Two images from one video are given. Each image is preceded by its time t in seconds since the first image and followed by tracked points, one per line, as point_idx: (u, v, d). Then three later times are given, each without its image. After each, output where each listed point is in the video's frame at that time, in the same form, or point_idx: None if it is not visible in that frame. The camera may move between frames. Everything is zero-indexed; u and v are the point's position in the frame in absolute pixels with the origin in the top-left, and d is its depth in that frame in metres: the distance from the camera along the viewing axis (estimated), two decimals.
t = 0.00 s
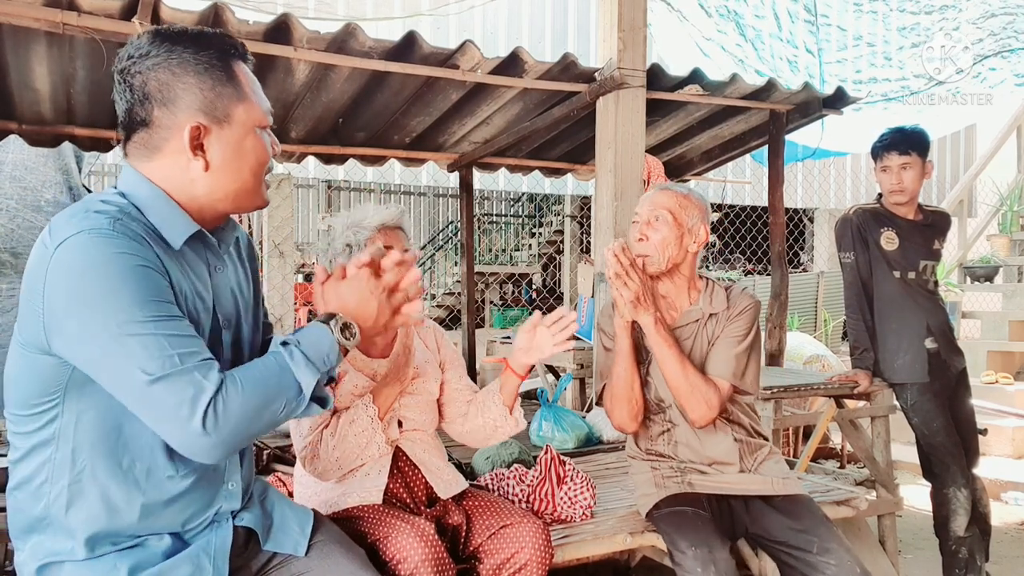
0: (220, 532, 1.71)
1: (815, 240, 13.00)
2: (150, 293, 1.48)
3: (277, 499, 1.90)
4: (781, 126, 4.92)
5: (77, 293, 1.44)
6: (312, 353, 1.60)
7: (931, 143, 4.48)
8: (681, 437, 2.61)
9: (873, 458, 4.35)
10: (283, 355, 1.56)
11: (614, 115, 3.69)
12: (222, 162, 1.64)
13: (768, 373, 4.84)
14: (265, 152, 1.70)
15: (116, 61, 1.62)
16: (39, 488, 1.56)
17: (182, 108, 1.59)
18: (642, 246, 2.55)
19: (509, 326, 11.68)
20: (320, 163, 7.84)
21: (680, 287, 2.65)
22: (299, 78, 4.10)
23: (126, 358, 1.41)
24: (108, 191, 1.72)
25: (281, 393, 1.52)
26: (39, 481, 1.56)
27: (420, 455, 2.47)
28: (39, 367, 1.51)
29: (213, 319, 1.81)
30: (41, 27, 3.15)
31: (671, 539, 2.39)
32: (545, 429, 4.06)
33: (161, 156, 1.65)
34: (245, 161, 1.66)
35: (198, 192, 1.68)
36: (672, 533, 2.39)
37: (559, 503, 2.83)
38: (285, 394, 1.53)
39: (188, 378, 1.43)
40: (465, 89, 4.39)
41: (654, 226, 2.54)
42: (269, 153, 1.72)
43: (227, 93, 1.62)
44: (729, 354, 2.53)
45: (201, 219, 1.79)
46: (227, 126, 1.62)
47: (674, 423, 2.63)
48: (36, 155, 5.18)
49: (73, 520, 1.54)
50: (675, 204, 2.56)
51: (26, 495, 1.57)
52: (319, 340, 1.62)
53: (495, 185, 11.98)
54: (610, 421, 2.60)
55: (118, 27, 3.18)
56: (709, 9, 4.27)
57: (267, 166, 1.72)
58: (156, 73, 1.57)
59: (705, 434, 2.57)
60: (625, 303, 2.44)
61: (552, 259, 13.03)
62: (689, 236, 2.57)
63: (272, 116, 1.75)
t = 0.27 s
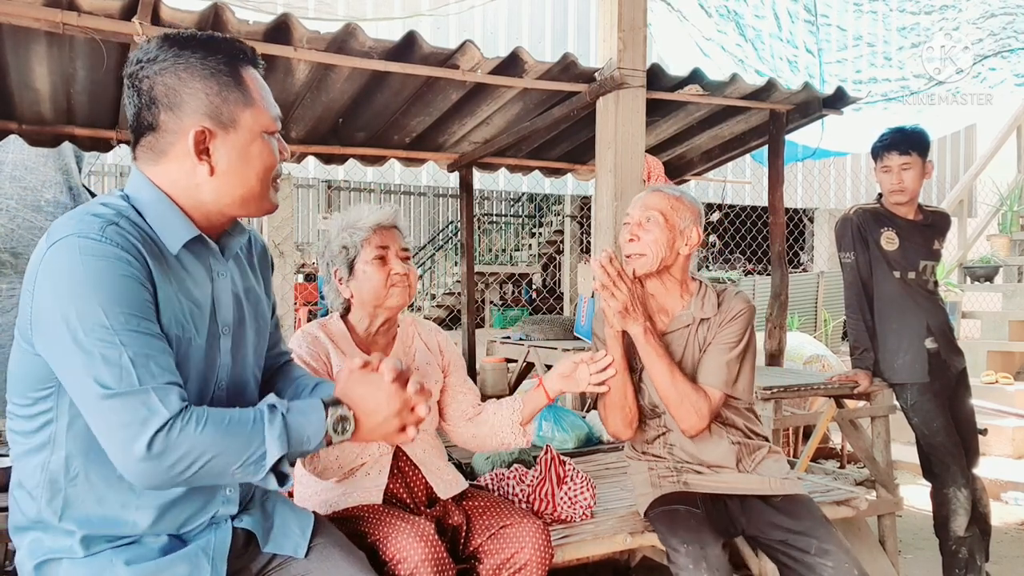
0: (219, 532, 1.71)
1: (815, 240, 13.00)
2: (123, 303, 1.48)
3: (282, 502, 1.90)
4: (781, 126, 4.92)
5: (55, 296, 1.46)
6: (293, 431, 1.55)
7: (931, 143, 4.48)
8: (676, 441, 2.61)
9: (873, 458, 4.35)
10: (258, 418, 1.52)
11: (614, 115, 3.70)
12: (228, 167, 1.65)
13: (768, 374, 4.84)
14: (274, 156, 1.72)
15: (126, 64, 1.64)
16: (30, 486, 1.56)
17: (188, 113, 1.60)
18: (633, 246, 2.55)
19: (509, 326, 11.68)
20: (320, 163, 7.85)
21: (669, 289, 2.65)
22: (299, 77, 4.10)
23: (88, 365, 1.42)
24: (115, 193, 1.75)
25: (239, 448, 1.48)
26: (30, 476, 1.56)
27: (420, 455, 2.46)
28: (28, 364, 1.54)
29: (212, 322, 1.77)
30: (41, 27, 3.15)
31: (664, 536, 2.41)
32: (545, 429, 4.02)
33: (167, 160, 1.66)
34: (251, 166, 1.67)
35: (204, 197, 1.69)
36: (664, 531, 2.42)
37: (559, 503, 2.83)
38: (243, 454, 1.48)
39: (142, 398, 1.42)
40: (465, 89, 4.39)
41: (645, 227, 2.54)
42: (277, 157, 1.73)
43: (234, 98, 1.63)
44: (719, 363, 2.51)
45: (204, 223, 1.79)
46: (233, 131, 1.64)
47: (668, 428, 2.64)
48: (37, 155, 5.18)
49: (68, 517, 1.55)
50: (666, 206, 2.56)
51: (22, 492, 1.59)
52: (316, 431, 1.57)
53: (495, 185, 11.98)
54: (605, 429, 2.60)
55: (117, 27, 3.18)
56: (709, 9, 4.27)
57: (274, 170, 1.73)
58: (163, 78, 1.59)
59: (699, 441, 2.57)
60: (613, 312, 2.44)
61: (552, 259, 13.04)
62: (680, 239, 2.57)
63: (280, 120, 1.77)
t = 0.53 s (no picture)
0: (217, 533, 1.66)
1: (815, 240, 13.00)
2: (110, 319, 1.50)
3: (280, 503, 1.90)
4: (781, 126, 4.92)
5: (47, 306, 1.48)
6: (254, 502, 1.55)
7: (931, 143, 4.48)
8: (674, 444, 2.61)
9: (873, 458, 4.34)
10: (225, 479, 1.54)
11: (614, 115, 3.70)
12: (232, 175, 1.66)
13: (768, 373, 4.84)
14: (283, 166, 1.72)
15: (140, 71, 1.67)
16: (25, 487, 1.58)
17: (195, 120, 1.63)
18: (628, 247, 2.54)
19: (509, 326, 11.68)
20: (320, 163, 7.84)
21: (664, 291, 2.64)
22: (299, 77, 4.10)
23: (68, 380, 1.45)
24: (125, 197, 1.77)
25: (195, 502, 1.50)
26: (25, 477, 1.58)
27: (419, 455, 2.46)
28: (25, 366, 1.56)
29: (211, 331, 1.76)
30: (41, 27, 3.15)
31: (659, 535, 2.42)
32: (545, 429, 4.05)
33: (174, 166, 1.68)
34: (256, 177, 1.68)
35: (210, 205, 1.71)
36: (660, 530, 2.43)
37: (559, 503, 2.82)
38: (198, 509, 1.50)
39: (114, 423, 1.44)
40: (465, 89, 4.39)
41: (640, 229, 2.54)
42: (284, 169, 1.73)
43: (240, 107, 1.64)
44: (716, 366, 2.51)
45: (208, 232, 1.79)
46: (239, 140, 1.65)
47: (666, 432, 2.63)
48: (36, 155, 5.18)
49: (63, 518, 1.57)
50: (661, 208, 2.56)
51: (16, 489, 1.61)
52: (276, 512, 1.57)
53: (495, 185, 11.98)
54: (604, 434, 2.62)
55: (118, 27, 3.18)
56: (709, 9, 4.27)
57: (282, 180, 1.74)
58: (171, 85, 1.62)
59: (697, 446, 2.56)
60: (607, 321, 2.43)
61: (552, 259, 13.03)
62: (675, 241, 2.57)
63: (292, 130, 1.78)
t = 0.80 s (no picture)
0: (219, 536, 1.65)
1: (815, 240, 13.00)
2: (105, 324, 1.51)
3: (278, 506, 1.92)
4: (781, 126, 4.91)
5: (47, 307, 1.49)
6: (220, 532, 1.57)
7: (931, 143, 4.48)
8: (673, 444, 2.61)
9: (873, 458, 4.34)
10: (197, 505, 1.55)
11: (614, 115, 3.70)
12: (227, 175, 1.68)
13: (768, 373, 4.84)
14: (283, 171, 1.72)
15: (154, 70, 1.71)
16: (27, 485, 1.59)
17: (194, 117, 1.65)
18: (628, 249, 2.54)
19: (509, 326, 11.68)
20: (320, 163, 7.84)
21: (664, 293, 2.64)
22: (298, 78, 4.10)
23: (59, 383, 1.46)
24: (135, 195, 1.78)
25: (166, 522, 1.51)
26: (26, 475, 1.59)
27: (419, 455, 2.46)
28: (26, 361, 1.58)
29: (213, 334, 1.75)
30: (41, 27, 3.15)
31: (657, 535, 2.43)
32: (545, 429, 4.05)
33: (175, 164, 1.70)
34: (250, 178, 1.68)
35: (207, 205, 1.72)
36: (659, 530, 2.43)
37: (559, 503, 2.82)
38: (165, 531, 1.52)
39: (97, 432, 1.46)
40: (465, 89, 4.39)
41: (640, 230, 2.54)
42: (285, 174, 1.73)
43: (239, 108, 1.66)
44: (716, 368, 2.50)
45: (213, 234, 1.80)
46: (236, 140, 1.66)
47: (665, 434, 2.63)
48: (36, 155, 5.18)
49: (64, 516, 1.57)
50: (661, 209, 2.57)
51: (18, 485, 1.62)
52: (239, 548, 1.58)
53: (495, 185, 11.98)
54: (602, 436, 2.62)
55: (118, 27, 3.18)
56: (709, 9, 4.27)
57: (281, 186, 1.73)
58: (177, 83, 1.65)
59: (697, 446, 2.55)
60: (606, 326, 2.43)
61: (552, 259, 13.03)
62: (676, 242, 2.57)
63: (299, 136, 1.79)
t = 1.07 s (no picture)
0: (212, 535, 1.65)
1: (815, 240, 13.01)
2: (100, 325, 1.51)
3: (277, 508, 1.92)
4: (781, 126, 4.90)
5: (42, 309, 1.50)
6: (208, 542, 1.58)
7: (930, 143, 4.48)
8: (676, 445, 2.60)
9: (873, 458, 4.34)
10: (187, 514, 1.56)
11: (614, 115, 3.70)
12: (212, 172, 1.68)
13: (768, 373, 4.84)
14: (272, 168, 1.70)
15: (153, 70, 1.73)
16: (24, 485, 1.59)
17: (184, 114, 1.67)
18: (635, 250, 2.54)
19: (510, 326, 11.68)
20: (320, 163, 7.85)
21: (672, 293, 2.63)
22: (298, 78, 4.10)
23: (53, 385, 1.47)
24: (135, 195, 1.79)
25: (156, 528, 1.52)
26: (23, 474, 1.59)
27: (419, 456, 2.46)
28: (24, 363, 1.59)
29: (212, 335, 1.75)
30: (41, 27, 3.15)
31: (658, 534, 2.42)
32: (545, 429, 4.05)
33: (168, 162, 1.71)
34: (238, 174, 1.68)
35: (198, 203, 1.73)
36: (660, 529, 2.43)
37: (559, 503, 2.82)
38: (154, 537, 1.52)
39: (90, 435, 1.47)
40: (465, 89, 4.39)
41: (646, 231, 2.53)
42: (278, 172, 1.72)
43: (226, 103, 1.66)
44: (724, 367, 2.51)
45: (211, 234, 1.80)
46: (223, 135, 1.67)
47: (668, 433, 2.63)
48: (37, 155, 5.18)
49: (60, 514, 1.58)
50: (666, 208, 2.56)
51: (16, 481, 1.64)
52: (227, 560, 1.60)
53: (495, 185, 11.98)
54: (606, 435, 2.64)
55: (118, 27, 3.18)
56: (709, 9, 4.28)
57: (271, 185, 1.71)
58: (172, 82, 1.67)
59: (701, 446, 2.55)
60: (613, 333, 2.40)
61: (552, 259, 13.04)
62: (681, 240, 2.57)
63: (292, 132, 1.78)
